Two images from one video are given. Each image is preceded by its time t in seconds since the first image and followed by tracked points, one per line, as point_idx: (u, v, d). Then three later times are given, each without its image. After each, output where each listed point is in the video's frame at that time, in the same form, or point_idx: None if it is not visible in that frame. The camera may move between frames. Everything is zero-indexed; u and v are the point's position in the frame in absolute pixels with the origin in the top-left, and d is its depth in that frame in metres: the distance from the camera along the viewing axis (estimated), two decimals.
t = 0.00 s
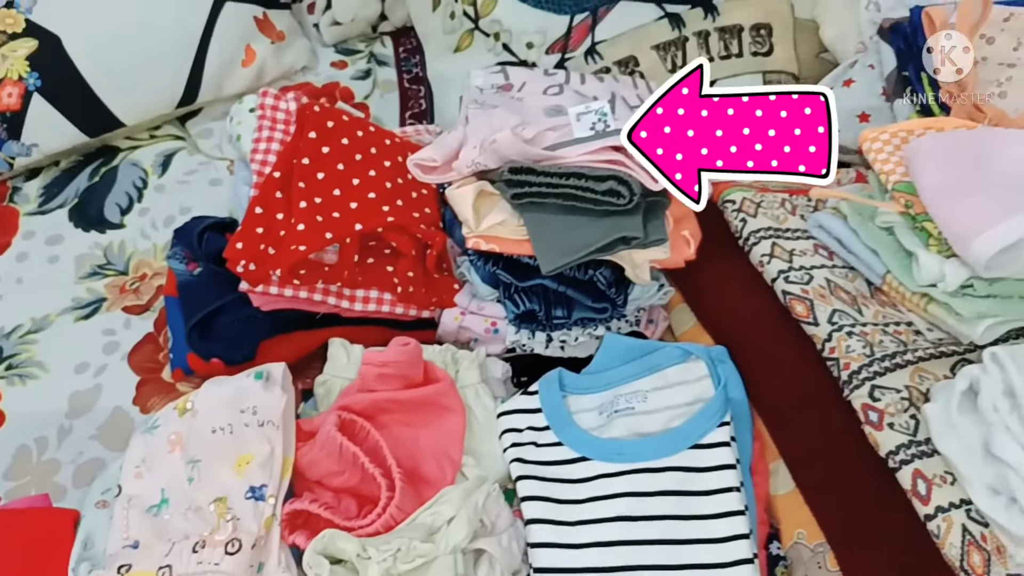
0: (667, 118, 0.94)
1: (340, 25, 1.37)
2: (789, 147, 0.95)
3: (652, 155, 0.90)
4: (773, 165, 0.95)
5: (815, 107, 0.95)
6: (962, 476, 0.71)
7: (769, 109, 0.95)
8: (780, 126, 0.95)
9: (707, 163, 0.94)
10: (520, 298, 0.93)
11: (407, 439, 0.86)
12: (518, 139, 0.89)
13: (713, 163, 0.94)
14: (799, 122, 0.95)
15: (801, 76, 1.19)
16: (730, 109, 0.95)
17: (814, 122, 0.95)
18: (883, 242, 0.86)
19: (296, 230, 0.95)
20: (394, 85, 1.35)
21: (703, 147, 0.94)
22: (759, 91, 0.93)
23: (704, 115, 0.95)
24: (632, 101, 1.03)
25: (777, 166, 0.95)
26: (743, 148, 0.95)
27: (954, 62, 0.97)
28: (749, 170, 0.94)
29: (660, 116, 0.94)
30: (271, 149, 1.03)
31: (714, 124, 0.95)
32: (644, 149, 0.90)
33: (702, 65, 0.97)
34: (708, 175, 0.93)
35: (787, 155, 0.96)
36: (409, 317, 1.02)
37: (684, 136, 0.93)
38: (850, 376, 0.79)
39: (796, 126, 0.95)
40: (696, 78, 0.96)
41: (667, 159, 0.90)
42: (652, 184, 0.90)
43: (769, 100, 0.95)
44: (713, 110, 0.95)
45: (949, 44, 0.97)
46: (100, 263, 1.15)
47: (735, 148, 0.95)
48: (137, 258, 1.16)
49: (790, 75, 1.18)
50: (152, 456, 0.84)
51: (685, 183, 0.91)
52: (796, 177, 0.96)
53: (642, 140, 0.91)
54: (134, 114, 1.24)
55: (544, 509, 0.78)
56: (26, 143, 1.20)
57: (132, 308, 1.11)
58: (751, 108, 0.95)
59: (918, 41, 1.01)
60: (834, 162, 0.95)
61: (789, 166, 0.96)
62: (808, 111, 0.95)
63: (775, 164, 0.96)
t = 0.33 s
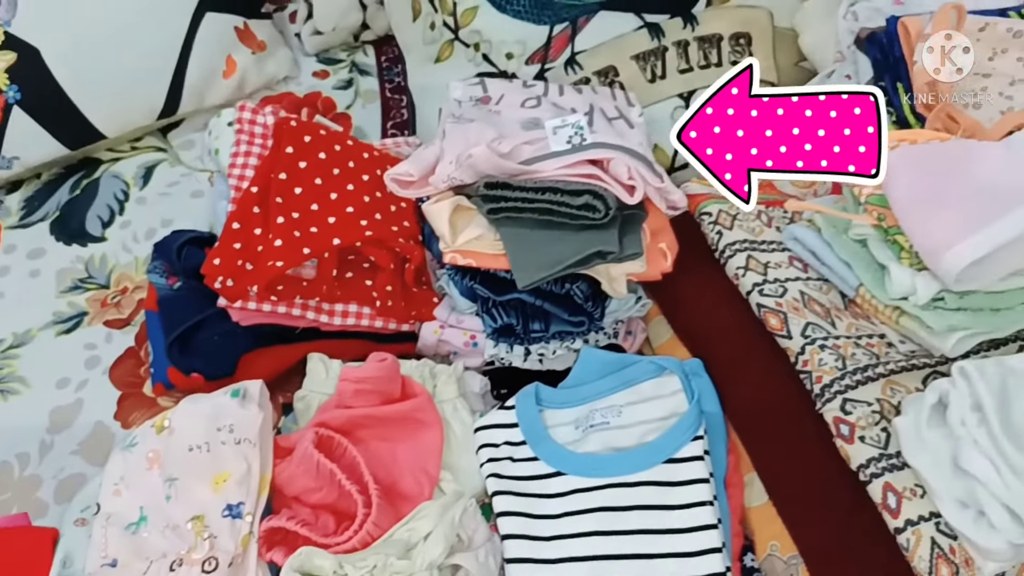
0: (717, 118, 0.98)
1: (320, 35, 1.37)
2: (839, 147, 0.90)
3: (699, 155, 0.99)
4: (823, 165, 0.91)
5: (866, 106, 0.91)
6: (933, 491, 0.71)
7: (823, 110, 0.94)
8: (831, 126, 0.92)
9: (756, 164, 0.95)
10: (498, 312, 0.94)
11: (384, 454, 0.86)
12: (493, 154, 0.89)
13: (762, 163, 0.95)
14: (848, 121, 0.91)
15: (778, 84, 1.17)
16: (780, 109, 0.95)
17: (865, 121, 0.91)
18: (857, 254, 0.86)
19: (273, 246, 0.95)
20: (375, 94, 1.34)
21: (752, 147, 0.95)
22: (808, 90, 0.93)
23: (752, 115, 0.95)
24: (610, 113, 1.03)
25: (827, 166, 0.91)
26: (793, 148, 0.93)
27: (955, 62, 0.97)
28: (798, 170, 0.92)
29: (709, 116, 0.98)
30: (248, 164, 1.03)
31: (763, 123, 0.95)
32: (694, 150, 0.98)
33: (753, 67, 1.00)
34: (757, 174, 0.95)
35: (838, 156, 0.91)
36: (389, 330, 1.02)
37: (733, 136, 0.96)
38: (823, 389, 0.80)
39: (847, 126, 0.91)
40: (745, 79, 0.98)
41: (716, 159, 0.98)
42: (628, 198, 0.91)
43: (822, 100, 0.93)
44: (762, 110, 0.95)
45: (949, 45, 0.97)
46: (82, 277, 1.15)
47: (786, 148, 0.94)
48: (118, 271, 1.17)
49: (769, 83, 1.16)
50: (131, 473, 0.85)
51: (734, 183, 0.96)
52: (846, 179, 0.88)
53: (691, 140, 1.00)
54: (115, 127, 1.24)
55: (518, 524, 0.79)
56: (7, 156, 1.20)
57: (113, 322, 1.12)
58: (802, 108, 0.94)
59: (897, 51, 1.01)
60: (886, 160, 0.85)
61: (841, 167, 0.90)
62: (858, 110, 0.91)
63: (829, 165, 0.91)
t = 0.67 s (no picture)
0: (704, 118, 1.01)
1: (303, 44, 1.36)
2: (826, 147, 0.92)
3: (687, 156, 1.01)
4: (812, 165, 0.93)
5: (852, 107, 0.94)
6: (904, 506, 0.72)
7: (808, 110, 0.96)
8: (818, 126, 0.95)
9: (744, 163, 0.97)
10: (476, 327, 0.94)
11: (363, 470, 0.87)
12: (469, 170, 0.89)
13: (751, 163, 0.97)
14: (836, 121, 0.93)
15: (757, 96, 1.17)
16: (767, 109, 0.97)
17: (852, 121, 0.93)
18: (832, 268, 0.87)
19: (251, 261, 0.96)
20: (358, 104, 1.34)
21: (739, 147, 0.97)
22: (795, 91, 0.95)
23: (740, 115, 0.97)
24: (589, 125, 1.03)
25: (814, 166, 0.92)
26: (780, 148, 0.96)
27: (955, 62, 0.97)
28: (786, 170, 0.95)
29: (698, 116, 1.01)
30: (228, 178, 1.04)
31: (751, 123, 0.97)
32: (682, 149, 1.01)
33: (740, 67, 1.01)
34: (745, 174, 0.98)
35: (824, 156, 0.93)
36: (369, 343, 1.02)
37: (721, 136, 0.99)
38: (796, 404, 0.80)
39: (834, 126, 0.93)
40: (734, 79, 1.00)
41: (704, 159, 1.00)
42: (604, 213, 0.91)
43: (808, 101, 0.96)
44: (750, 110, 0.97)
45: (948, 45, 0.97)
46: (65, 289, 1.16)
47: (774, 148, 0.97)
48: (102, 283, 1.17)
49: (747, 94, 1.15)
50: (111, 490, 0.85)
51: (722, 183, 0.99)
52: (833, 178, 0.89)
53: (680, 140, 1.03)
54: (98, 138, 1.24)
55: (494, 541, 0.79)
56: None
57: (97, 334, 1.12)
58: (790, 108, 0.96)
59: (874, 64, 1.01)
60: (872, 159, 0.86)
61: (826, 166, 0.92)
62: (846, 110, 0.94)
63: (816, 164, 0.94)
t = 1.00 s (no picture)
0: (667, 118, 1.07)
1: (288, 55, 1.36)
2: (789, 147, 0.99)
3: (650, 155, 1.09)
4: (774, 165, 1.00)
5: (815, 106, 1.01)
6: (875, 524, 0.72)
7: (771, 109, 1.03)
8: (781, 126, 1.02)
9: (707, 163, 1.06)
10: (455, 343, 0.94)
11: (341, 487, 0.87)
12: (446, 188, 0.90)
13: (713, 162, 1.05)
14: (799, 121, 1.00)
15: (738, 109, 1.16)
16: (729, 109, 1.04)
17: (815, 121, 1.00)
18: (808, 283, 0.87)
19: (231, 279, 0.96)
20: (343, 115, 1.34)
21: (703, 147, 1.05)
22: (759, 92, 1.02)
23: (704, 116, 1.04)
24: (569, 138, 1.02)
25: (778, 165, 0.99)
26: (743, 148, 1.04)
27: (955, 62, 0.98)
28: (749, 170, 1.03)
29: (660, 116, 1.07)
30: (209, 196, 1.05)
31: (714, 124, 1.04)
32: (644, 150, 1.09)
33: (703, 66, 1.07)
34: (709, 173, 1.06)
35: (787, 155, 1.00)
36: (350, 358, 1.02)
37: (683, 136, 1.06)
38: (770, 421, 0.81)
39: (796, 126, 1.00)
40: (695, 79, 1.07)
41: (668, 159, 1.08)
42: (581, 230, 0.91)
43: (770, 101, 1.03)
44: (713, 111, 1.04)
45: (949, 45, 0.99)
46: (51, 303, 1.16)
47: (736, 148, 1.05)
48: (87, 296, 1.17)
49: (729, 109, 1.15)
50: (91, 508, 0.85)
51: (685, 183, 1.07)
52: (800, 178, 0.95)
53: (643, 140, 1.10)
54: (84, 151, 1.23)
55: (472, 559, 0.80)
56: None
57: (82, 348, 1.12)
58: (752, 108, 1.04)
59: (851, 77, 1.01)
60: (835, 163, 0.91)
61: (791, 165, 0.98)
62: (809, 110, 1.01)
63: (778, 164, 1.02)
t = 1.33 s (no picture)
0: (717, 118, 1.09)
1: (274, 68, 1.36)
2: (838, 148, 0.99)
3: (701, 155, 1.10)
4: (823, 165, 1.00)
5: (865, 107, 0.98)
6: (847, 548, 0.72)
7: (821, 109, 1.01)
8: (831, 126, 1.00)
9: (756, 163, 1.05)
10: (433, 362, 0.94)
11: (318, 506, 0.88)
12: (423, 209, 0.90)
13: (763, 162, 1.05)
14: (849, 122, 0.98)
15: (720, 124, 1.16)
16: (780, 109, 1.03)
17: (864, 121, 0.98)
18: (784, 303, 0.87)
19: (211, 298, 0.96)
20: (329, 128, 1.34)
21: (752, 147, 1.05)
22: (808, 92, 1.01)
23: (752, 116, 1.05)
24: (549, 154, 1.02)
25: (826, 166, 1.00)
26: (793, 149, 1.03)
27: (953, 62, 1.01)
28: (798, 171, 1.02)
29: (710, 116, 1.09)
30: (190, 214, 1.05)
31: (764, 124, 1.04)
32: (694, 149, 1.11)
33: (753, 65, 1.08)
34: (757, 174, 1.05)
35: (839, 156, 0.98)
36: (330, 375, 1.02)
37: (734, 136, 1.07)
38: (745, 443, 0.81)
39: (846, 126, 0.98)
40: (745, 80, 1.08)
41: (716, 159, 1.09)
42: (558, 249, 0.92)
43: (821, 100, 1.01)
44: (762, 110, 1.04)
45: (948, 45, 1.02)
46: (36, 318, 1.15)
47: (786, 148, 1.03)
48: (73, 311, 1.16)
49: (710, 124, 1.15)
50: (71, 529, 0.85)
51: (734, 183, 1.08)
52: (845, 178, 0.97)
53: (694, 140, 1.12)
54: (72, 164, 1.22)
55: None
56: None
57: (67, 363, 1.11)
58: (802, 108, 1.02)
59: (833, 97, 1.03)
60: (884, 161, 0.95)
61: (840, 166, 0.98)
62: (859, 110, 0.99)
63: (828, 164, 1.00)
